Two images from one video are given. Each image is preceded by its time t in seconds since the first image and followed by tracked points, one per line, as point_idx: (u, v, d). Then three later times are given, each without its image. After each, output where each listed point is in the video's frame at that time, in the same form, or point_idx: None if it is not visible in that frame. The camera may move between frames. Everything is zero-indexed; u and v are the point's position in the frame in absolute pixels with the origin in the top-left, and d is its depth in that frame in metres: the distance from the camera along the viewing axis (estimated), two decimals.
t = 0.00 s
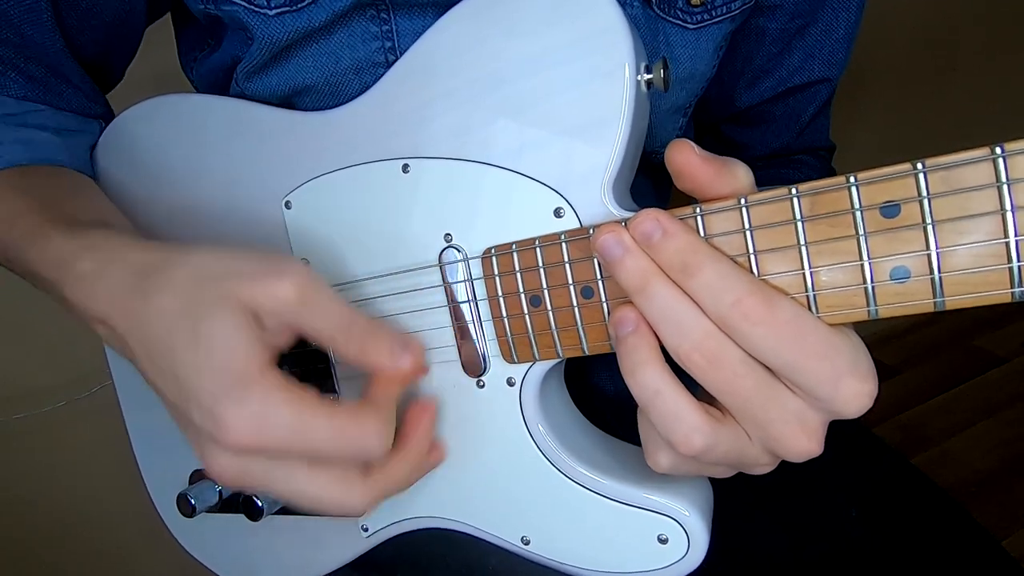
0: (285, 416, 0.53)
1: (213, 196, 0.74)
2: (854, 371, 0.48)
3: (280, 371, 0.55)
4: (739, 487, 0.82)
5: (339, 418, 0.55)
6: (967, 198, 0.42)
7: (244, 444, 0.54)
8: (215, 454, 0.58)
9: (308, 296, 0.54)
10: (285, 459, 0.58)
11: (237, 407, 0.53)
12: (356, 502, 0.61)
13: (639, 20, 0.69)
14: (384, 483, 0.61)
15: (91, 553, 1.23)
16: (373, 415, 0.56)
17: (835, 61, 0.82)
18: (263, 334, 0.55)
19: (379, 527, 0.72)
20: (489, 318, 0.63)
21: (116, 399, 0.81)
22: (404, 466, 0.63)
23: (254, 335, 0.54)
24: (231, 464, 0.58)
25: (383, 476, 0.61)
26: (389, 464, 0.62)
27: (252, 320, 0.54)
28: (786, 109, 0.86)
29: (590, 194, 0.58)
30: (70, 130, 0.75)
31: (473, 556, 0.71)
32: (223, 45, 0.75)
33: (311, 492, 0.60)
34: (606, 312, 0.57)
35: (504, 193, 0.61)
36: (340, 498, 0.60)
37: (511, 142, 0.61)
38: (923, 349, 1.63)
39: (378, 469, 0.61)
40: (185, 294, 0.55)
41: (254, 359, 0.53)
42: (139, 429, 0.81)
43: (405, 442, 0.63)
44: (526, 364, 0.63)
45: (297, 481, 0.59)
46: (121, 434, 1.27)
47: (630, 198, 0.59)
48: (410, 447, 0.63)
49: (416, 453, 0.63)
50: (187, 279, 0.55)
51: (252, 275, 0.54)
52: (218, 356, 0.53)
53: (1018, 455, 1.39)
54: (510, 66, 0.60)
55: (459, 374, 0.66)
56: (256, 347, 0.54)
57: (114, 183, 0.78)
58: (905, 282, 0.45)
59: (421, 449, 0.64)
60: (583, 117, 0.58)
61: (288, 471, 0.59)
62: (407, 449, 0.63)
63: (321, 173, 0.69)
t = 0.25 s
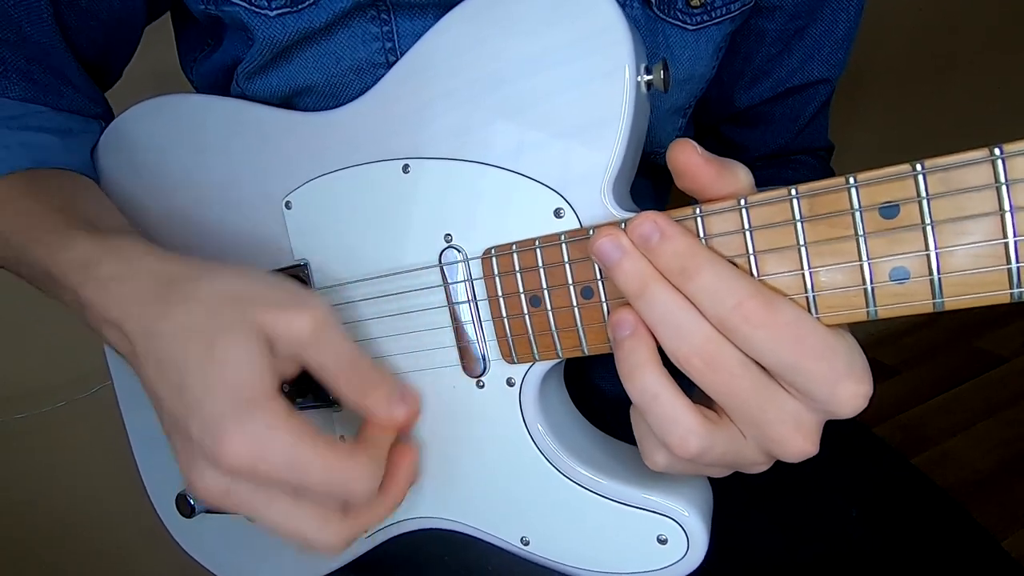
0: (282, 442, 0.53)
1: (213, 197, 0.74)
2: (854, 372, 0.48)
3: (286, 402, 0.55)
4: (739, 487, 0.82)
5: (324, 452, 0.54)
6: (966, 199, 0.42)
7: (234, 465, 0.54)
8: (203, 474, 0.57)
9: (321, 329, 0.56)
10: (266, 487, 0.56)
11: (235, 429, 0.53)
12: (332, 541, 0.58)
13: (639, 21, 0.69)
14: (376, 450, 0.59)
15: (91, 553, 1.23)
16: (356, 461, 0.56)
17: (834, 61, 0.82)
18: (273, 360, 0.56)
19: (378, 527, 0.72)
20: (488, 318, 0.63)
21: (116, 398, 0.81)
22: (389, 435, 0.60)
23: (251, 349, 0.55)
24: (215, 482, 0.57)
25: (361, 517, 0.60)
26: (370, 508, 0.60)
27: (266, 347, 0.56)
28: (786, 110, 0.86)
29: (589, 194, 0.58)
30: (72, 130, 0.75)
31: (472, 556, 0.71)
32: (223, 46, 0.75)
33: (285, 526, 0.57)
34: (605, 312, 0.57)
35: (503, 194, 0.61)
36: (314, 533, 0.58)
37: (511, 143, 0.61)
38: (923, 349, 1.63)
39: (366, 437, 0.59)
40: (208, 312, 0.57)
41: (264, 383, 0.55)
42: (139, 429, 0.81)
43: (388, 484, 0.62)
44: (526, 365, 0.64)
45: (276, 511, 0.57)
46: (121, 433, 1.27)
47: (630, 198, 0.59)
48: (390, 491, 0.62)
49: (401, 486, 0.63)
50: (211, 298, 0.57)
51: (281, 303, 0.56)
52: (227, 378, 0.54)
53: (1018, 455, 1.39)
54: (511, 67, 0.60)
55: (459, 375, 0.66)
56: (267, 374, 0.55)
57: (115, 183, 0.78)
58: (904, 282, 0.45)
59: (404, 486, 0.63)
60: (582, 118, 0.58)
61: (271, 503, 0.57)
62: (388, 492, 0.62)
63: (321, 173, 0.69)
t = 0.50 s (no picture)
0: (279, 465, 0.53)
1: (214, 196, 0.74)
2: (855, 371, 0.48)
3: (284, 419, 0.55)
4: (739, 487, 0.82)
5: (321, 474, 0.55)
6: (967, 198, 0.42)
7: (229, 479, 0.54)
8: (200, 479, 0.57)
9: (320, 347, 0.55)
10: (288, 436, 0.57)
11: (236, 449, 0.53)
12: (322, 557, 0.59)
13: (639, 21, 0.69)
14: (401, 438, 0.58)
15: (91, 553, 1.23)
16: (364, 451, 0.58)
17: (835, 62, 0.83)
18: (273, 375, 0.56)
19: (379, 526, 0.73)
20: (489, 318, 0.63)
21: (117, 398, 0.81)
22: (396, 491, 0.63)
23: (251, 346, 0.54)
24: (211, 495, 0.57)
25: (350, 537, 0.60)
26: (359, 529, 0.60)
27: (265, 357, 0.55)
28: (786, 110, 0.86)
29: (590, 193, 0.58)
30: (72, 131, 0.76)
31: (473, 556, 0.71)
32: (223, 46, 0.75)
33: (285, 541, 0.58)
34: (606, 311, 0.57)
35: (504, 193, 0.61)
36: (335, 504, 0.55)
37: (511, 143, 0.61)
38: (923, 350, 1.63)
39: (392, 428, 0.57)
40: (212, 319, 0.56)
41: (265, 400, 0.54)
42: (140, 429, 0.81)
43: (379, 505, 0.61)
44: (527, 365, 0.64)
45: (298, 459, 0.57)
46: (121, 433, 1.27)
47: (631, 198, 0.60)
48: (382, 509, 0.61)
49: (391, 505, 0.62)
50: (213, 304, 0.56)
51: (282, 321, 0.55)
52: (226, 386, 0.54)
53: (1018, 455, 1.39)
54: (511, 66, 0.60)
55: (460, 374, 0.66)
56: (268, 389, 0.55)
57: (115, 183, 0.78)
58: (905, 282, 0.46)
59: (394, 504, 0.63)
60: (582, 118, 0.58)
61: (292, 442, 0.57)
62: (380, 510, 0.61)
63: (322, 173, 0.69)
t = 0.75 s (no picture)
0: (273, 472, 0.54)
1: (214, 196, 0.74)
2: (855, 371, 0.48)
3: (284, 429, 0.56)
4: (739, 487, 0.82)
5: (318, 482, 0.55)
6: (967, 198, 0.42)
7: (230, 485, 0.55)
8: (200, 486, 0.57)
9: (318, 354, 0.56)
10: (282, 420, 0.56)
11: (229, 453, 0.54)
12: (318, 561, 0.59)
13: (640, 22, 0.69)
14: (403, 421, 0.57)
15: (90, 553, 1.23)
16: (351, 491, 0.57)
17: (834, 63, 0.83)
18: (273, 387, 0.57)
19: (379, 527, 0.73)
20: (489, 318, 0.63)
21: (117, 398, 0.81)
22: (396, 497, 0.63)
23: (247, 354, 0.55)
24: (212, 499, 0.57)
25: (381, 514, 0.62)
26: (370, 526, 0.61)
27: (264, 367, 0.56)
28: (786, 111, 0.86)
29: (591, 193, 0.58)
30: (73, 131, 0.75)
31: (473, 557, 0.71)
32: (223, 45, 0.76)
33: (273, 541, 0.58)
34: (606, 312, 0.57)
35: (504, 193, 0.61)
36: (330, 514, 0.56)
37: (511, 143, 0.61)
38: (923, 350, 1.63)
39: (355, 472, 0.59)
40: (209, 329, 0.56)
41: (258, 412, 0.55)
42: (139, 429, 0.81)
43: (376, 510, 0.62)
44: (527, 365, 0.64)
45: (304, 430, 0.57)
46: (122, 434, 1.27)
47: (631, 198, 0.60)
48: (378, 514, 0.62)
49: (388, 511, 0.62)
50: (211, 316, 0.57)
51: (279, 329, 0.56)
52: (223, 399, 0.55)
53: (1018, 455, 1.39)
54: (511, 67, 0.60)
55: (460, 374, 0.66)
56: (267, 401, 0.56)
57: (115, 182, 0.78)
58: (904, 282, 0.46)
59: (390, 510, 0.62)
60: (582, 118, 0.58)
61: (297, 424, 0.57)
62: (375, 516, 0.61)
63: (322, 173, 0.69)
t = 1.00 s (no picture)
0: (273, 483, 0.56)
1: (215, 197, 0.74)
2: (855, 370, 0.48)
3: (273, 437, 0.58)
4: (739, 487, 0.82)
5: (318, 492, 0.58)
6: (967, 199, 0.42)
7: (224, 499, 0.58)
8: (201, 497, 0.60)
9: (293, 366, 0.57)
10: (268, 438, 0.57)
11: (224, 469, 0.57)
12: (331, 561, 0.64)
13: (640, 22, 0.69)
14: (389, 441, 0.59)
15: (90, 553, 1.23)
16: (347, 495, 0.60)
17: (835, 62, 0.83)
18: (254, 390, 0.58)
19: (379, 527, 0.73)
20: (489, 318, 0.63)
21: (117, 399, 0.81)
22: (402, 493, 0.66)
23: (236, 371, 0.57)
24: (215, 514, 0.60)
25: (387, 510, 0.65)
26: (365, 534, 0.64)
27: (248, 377, 0.57)
28: (786, 110, 0.86)
29: (591, 194, 0.58)
30: (71, 134, 0.75)
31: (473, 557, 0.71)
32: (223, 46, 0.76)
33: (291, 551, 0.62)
34: (606, 313, 0.57)
35: (505, 194, 0.61)
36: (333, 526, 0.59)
37: (512, 143, 0.61)
38: (923, 350, 1.64)
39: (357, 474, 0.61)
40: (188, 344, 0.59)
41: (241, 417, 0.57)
42: (139, 429, 0.81)
43: (379, 513, 0.65)
44: (527, 365, 0.64)
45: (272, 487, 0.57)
46: (122, 434, 1.27)
47: (631, 198, 0.60)
48: (383, 517, 0.65)
49: (394, 511, 0.65)
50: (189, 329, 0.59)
51: (252, 341, 0.57)
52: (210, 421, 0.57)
53: (1018, 455, 1.39)
54: (511, 67, 0.60)
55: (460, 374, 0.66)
56: (242, 408, 0.57)
57: (115, 183, 0.78)
58: (904, 282, 0.46)
59: (399, 506, 0.66)
60: (583, 119, 0.58)
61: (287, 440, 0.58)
62: (381, 518, 0.65)
63: (323, 174, 0.69)
